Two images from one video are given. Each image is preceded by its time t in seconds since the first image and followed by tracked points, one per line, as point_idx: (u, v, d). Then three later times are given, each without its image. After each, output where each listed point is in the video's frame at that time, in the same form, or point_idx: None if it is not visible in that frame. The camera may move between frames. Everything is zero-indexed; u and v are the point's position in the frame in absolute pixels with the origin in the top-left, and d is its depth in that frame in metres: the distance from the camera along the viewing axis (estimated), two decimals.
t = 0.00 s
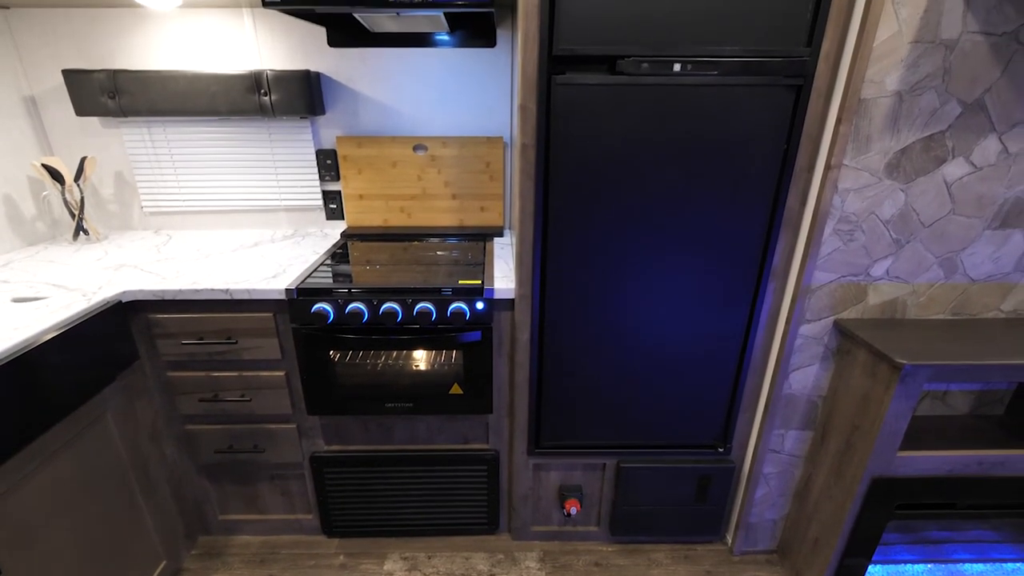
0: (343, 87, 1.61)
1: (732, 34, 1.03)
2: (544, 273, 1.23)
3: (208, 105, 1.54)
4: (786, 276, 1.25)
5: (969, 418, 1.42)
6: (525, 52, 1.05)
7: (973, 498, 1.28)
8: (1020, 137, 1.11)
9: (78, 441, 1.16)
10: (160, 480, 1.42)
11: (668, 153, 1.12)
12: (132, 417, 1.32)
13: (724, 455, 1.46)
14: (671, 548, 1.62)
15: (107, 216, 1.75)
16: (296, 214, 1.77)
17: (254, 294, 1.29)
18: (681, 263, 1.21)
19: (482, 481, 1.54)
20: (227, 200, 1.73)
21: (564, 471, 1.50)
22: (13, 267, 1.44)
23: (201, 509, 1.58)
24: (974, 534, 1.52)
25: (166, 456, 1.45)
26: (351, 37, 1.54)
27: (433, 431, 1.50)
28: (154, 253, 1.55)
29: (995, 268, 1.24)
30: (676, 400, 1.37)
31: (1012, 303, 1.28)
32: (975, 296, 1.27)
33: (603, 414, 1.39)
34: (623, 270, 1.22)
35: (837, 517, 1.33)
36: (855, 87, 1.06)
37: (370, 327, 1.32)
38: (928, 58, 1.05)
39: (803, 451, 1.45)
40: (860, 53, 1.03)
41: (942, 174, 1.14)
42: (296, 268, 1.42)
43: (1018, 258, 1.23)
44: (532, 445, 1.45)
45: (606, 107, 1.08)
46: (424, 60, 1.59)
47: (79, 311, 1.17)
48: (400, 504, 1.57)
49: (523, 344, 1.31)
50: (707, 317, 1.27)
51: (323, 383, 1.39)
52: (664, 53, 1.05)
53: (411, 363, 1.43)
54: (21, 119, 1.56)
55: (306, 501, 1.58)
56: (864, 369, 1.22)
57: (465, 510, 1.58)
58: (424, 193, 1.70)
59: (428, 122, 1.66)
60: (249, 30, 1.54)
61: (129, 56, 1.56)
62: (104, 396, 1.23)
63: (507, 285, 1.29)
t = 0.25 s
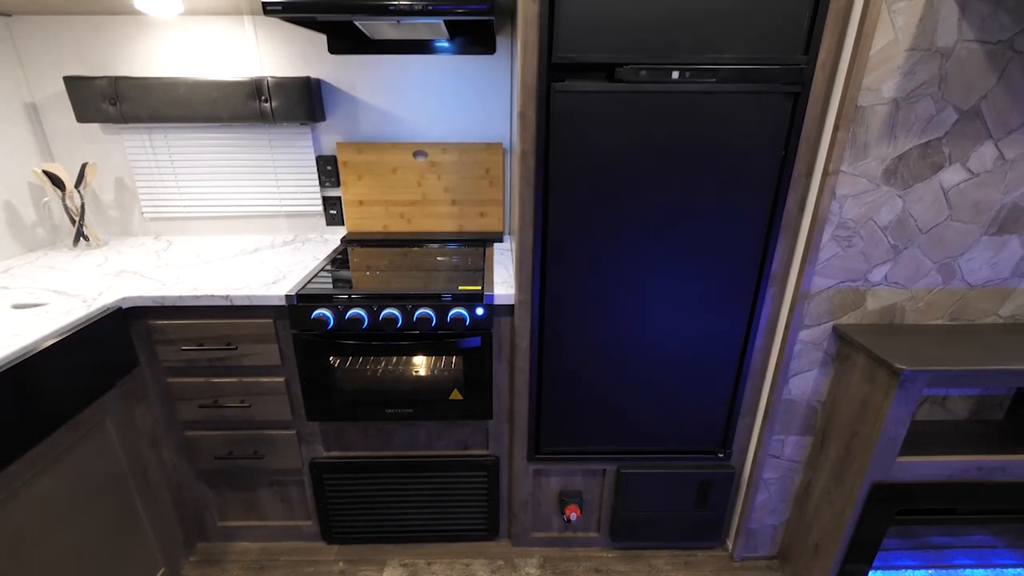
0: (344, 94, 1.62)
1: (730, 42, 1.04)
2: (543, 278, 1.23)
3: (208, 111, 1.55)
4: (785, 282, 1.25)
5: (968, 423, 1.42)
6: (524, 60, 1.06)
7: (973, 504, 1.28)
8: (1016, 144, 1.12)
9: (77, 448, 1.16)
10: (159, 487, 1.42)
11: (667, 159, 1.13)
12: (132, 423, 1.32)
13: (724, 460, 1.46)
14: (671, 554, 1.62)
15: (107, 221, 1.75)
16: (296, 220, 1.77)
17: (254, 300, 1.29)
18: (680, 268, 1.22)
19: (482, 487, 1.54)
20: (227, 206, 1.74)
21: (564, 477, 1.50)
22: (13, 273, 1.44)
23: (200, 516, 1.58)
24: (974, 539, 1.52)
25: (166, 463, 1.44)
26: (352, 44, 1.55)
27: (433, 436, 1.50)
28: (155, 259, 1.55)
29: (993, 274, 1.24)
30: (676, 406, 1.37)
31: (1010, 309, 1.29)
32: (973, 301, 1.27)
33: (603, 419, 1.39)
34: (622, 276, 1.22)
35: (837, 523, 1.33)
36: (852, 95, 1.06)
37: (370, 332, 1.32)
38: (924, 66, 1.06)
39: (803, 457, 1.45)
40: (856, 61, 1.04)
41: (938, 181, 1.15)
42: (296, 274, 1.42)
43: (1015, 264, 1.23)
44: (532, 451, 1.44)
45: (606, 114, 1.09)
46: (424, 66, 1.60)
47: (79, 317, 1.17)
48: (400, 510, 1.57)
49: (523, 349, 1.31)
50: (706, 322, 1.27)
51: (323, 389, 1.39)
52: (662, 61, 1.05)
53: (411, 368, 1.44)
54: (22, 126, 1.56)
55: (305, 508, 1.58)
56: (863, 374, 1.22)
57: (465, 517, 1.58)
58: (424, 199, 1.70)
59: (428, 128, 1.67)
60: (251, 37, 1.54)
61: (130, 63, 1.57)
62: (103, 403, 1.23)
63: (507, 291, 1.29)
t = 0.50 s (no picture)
0: (345, 101, 1.63)
1: (728, 50, 1.05)
2: (543, 284, 1.23)
3: (209, 118, 1.56)
4: (785, 288, 1.26)
5: (968, 428, 1.42)
6: (524, 68, 1.06)
7: (974, 510, 1.28)
8: (1013, 151, 1.13)
9: (76, 455, 1.16)
10: (158, 494, 1.42)
11: (666, 166, 1.13)
12: (131, 430, 1.32)
13: (724, 466, 1.46)
14: (672, 560, 1.61)
15: (108, 227, 1.75)
16: (296, 226, 1.77)
17: (254, 306, 1.29)
18: (680, 275, 1.22)
19: (482, 493, 1.54)
20: (227, 212, 1.74)
21: (564, 483, 1.50)
22: (13, 280, 1.44)
23: (199, 523, 1.57)
24: (975, 545, 1.51)
25: (165, 469, 1.44)
26: (352, 51, 1.56)
27: (433, 443, 1.49)
28: (155, 265, 1.55)
29: (991, 280, 1.25)
30: (676, 412, 1.37)
31: (1009, 314, 1.29)
32: (972, 307, 1.28)
33: (603, 425, 1.39)
34: (622, 282, 1.22)
35: (837, 529, 1.33)
36: (849, 102, 1.07)
37: (370, 339, 1.32)
38: (920, 74, 1.07)
39: (803, 463, 1.45)
40: (853, 69, 1.05)
41: (936, 188, 1.15)
42: (297, 281, 1.42)
43: (1013, 270, 1.24)
44: (532, 457, 1.44)
45: (605, 122, 1.10)
46: (424, 74, 1.61)
47: (80, 324, 1.17)
48: (400, 517, 1.57)
49: (523, 355, 1.32)
50: (706, 328, 1.28)
51: (323, 395, 1.39)
52: (661, 69, 1.06)
53: (411, 374, 1.44)
54: (24, 133, 1.57)
55: (305, 514, 1.58)
56: (863, 379, 1.23)
57: (465, 523, 1.58)
58: (424, 205, 1.71)
59: (428, 135, 1.67)
60: (252, 45, 1.55)
61: (132, 70, 1.58)
62: (103, 410, 1.23)
63: (507, 297, 1.29)
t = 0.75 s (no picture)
0: (346, 108, 1.64)
1: (727, 59, 1.06)
2: (543, 291, 1.24)
3: (211, 126, 1.56)
4: (784, 294, 1.26)
5: (968, 435, 1.42)
6: (524, 77, 1.07)
7: (974, 516, 1.28)
8: (1009, 159, 1.14)
9: (75, 463, 1.16)
10: (157, 501, 1.41)
11: (666, 174, 1.14)
12: (131, 437, 1.32)
13: (725, 473, 1.46)
14: (672, 567, 1.61)
15: (109, 234, 1.76)
16: (297, 233, 1.78)
17: (255, 313, 1.29)
18: (680, 282, 1.22)
19: (482, 500, 1.53)
20: (228, 219, 1.75)
21: (565, 490, 1.49)
22: (14, 287, 1.44)
23: (199, 530, 1.57)
24: (977, 552, 1.51)
25: (165, 476, 1.44)
26: (353, 59, 1.57)
27: (434, 449, 1.49)
28: (156, 272, 1.55)
29: (989, 286, 1.25)
30: (676, 418, 1.37)
31: (1007, 321, 1.30)
32: (970, 313, 1.28)
33: (603, 432, 1.39)
34: (622, 289, 1.23)
35: (838, 536, 1.32)
36: (847, 110, 1.08)
37: (370, 345, 1.32)
38: (917, 83, 1.08)
39: (803, 469, 1.45)
40: (851, 78, 1.06)
41: (934, 195, 1.16)
42: (297, 287, 1.43)
43: (1011, 276, 1.24)
44: (532, 464, 1.44)
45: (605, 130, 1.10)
46: (425, 82, 1.62)
47: (81, 331, 1.18)
48: (400, 524, 1.56)
49: (523, 362, 1.32)
50: (706, 335, 1.28)
51: (323, 402, 1.39)
52: (659, 78, 1.07)
53: (411, 381, 1.44)
54: (26, 140, 1.57)
55: (305, 522, 1.57)
56: (863, 386, 1.23)
57: (466, 530, 1.57)
58: (424, 212, 1.71)
59: (429, 142, 1.68)
60: (254, 53, 1.56)
61: (134, 78, 1.59)
62: (103, 417, 1.23)
63: (507, 304, 1.30)
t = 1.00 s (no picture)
0: (347, 116, 1.65)
1: (725, 69, 1.07)
2: (544, 298, 1.24)
3: (213, 134, 1.57)
4: (784, 301, 1.26)
5: (968, 441, 1.42)
6: (525, 86, 1.08)
7: (976, 523, 1.28)
8: (1007, 166, 1.14)
9: (76, 470, 1.16)
10: (157, 508, 1.41)
11: (665, 182, 1.15)
12: (132, 444, 1.32)
13: (726, 480, 1.45)
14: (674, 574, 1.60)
15: (111, 241, 1.77)
16: (298, 240, 1.78)
17: (256, 321, 1.30)
18: (679, 289, 1.23)
19: (482, 507, 1.53)
20: (230, 226, 1.75)
21: (565, 497, 1.49)
22: (16, 294, 1.44)
23: (198, 538, 1.56)
24: (979, 559, 1.51)
25: (165, 484, 1.44)
26: (355, 68, 1.58)
27: (434, 456, 1.49)
28: (157, 279, 1.56)
29: (988, 293, 1.26)
30: (676, 425, 1.37)
31: (1007, 327, 1.30)
32: (970, 320, 1.28)
33: (604, 438, 1.39)
34: (622, 296, 1.23)
35: (840, 543, 1.32)
36: (845, 119, 1.09)
37: (371, 353, 1.33)
38: (914, 91, 1.08)
39: (804, 476, 1.45)
40: (848, 86, 1.07)
41: (932, 203, 1.17)
42: (298, 294, 1.43)
43: (1010, 283, 1.25)
44: (533, 471, 1.44)
45: (604, 138, 1.11)
46: (426, 90, 1.63)
47: (82, 338, 1.18)
48: (400, 532, 1.56)
49: (524, 369, 1.32)
50: (705, 341, 1.28)
51: (324, 409, 1.39)
52: (658, 86, 1.08)
53: (411, 388, 1.44)
54: (29, 148, 1.58)
55: (305, 529, 1.57)
56: (863, 393, 1.23)
57: (466, 538, 1.57)
58: (425, 219, 1.72)
59: (429, 149, 1.69)
60: (256, 62, 1.58)
61: (137, 87, 1.60)
62: (104, 424, 1.23)
63: (507, 310, 1.30)
